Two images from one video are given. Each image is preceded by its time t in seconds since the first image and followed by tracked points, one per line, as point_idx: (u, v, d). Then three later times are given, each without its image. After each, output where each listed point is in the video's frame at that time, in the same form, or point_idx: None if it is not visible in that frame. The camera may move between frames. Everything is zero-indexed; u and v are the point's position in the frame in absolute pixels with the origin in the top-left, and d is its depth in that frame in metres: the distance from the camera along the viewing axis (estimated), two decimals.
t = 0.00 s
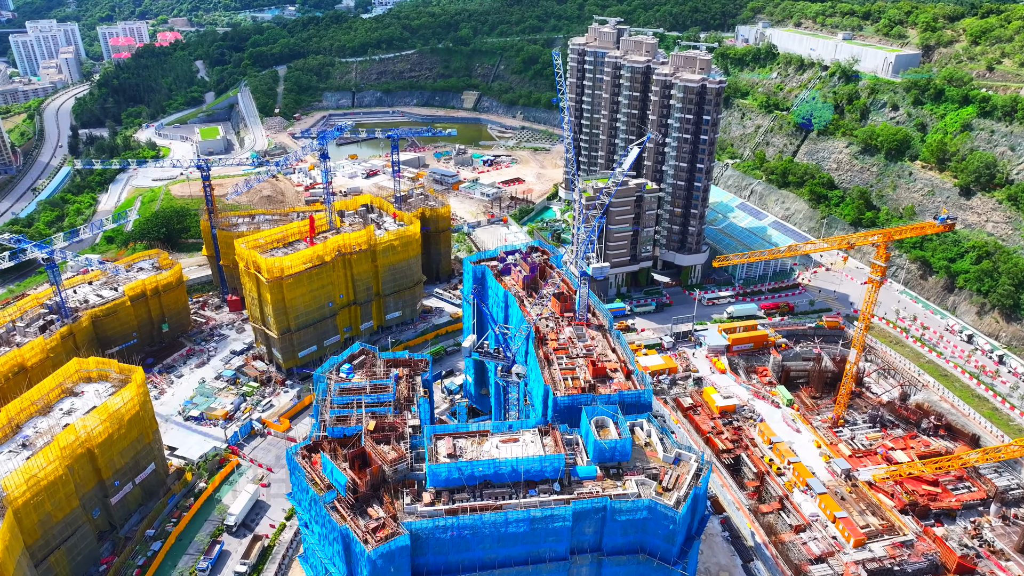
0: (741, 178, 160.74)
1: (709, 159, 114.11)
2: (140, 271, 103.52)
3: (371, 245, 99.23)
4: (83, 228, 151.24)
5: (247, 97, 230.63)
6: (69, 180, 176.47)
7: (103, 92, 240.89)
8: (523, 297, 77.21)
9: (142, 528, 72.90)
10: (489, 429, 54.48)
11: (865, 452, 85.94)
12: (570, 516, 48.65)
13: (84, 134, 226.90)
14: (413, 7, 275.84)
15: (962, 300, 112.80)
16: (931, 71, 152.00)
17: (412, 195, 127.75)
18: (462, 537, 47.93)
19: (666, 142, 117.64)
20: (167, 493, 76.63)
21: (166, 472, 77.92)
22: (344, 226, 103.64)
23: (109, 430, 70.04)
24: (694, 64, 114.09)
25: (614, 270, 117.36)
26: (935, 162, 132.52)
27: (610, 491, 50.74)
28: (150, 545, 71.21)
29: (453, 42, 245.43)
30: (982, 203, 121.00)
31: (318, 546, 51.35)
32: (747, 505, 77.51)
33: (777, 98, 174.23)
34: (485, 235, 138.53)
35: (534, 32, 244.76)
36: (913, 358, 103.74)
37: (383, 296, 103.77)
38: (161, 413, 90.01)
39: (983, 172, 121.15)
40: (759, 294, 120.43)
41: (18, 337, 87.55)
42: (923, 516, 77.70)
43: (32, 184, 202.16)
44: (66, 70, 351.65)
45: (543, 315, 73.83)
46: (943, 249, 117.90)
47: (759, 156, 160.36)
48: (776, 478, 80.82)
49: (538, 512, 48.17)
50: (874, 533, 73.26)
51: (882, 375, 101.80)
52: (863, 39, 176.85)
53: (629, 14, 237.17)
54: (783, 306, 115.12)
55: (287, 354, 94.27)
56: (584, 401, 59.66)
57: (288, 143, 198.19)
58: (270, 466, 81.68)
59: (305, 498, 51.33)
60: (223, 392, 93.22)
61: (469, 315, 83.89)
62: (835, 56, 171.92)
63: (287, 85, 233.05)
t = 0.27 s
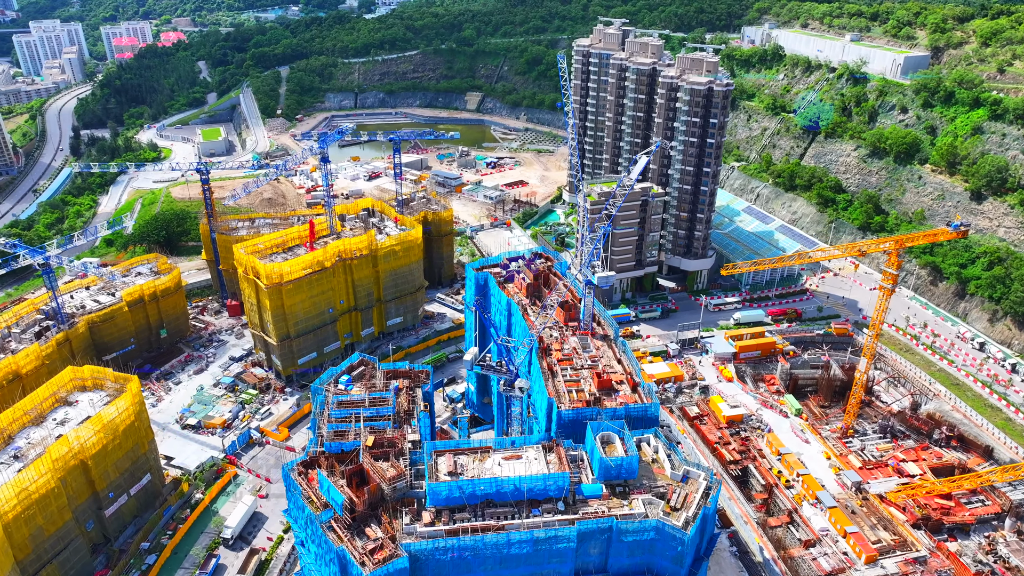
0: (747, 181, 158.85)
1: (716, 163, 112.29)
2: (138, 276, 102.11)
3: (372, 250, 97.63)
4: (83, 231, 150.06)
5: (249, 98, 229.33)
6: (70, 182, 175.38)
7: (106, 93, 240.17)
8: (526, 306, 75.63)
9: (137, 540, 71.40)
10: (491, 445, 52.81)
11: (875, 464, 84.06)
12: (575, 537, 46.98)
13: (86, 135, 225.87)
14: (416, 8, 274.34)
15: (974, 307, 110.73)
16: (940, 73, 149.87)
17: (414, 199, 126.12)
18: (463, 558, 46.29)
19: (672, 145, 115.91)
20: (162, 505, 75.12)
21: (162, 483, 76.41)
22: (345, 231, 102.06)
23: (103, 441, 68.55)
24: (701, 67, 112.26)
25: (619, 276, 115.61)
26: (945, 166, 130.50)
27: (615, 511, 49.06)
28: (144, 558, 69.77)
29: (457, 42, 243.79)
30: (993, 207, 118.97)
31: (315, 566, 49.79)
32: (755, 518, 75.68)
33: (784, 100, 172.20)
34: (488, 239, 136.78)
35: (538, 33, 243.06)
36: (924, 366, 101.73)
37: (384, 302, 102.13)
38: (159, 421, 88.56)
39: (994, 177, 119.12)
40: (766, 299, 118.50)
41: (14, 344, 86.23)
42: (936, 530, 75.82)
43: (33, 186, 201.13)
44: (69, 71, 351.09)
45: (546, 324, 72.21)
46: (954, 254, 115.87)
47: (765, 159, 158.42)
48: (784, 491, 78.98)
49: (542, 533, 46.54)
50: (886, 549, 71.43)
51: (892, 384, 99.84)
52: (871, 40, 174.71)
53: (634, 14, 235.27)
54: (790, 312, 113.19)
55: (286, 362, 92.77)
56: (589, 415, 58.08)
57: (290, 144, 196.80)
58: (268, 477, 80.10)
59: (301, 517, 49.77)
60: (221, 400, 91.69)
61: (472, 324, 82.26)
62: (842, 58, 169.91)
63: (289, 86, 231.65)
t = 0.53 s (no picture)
0: (754, 184, 156.93)
1: (723, 167, 110.43)
2: (136, 281, 100.70)
3: (373, 255, 96.04)
4: (82, 233, 148.86)
5: (251, 99, 227.90)
6: (70, 183, 174.15)
7: (108, 93, 239.63)
8: (530, 315, 73.92)
9: (132, 553, 69.87)
10: (492, 462, 51.12)
11: (886, 475, 82.21)
12: (579, 560, 45.32)
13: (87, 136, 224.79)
14: (419, 8, 272.88)
15: (985, 314, 108.65)
16: (950, 75, 147.82)
17: (416, 202, 124.41)
18: None
19: (678, 149, 114.16)
20: (158, 517, 73.64)
21: (158, 494, 74.88)
22: (346, 235, 100.50)
23: (97, 452, 67.09)
24: (708, 69, 110.48)
25: (624, 281, 113.83)
26: (955, 170, 128.48)
27: (622, 532, 47.32)
28: (139, 572, 68.34)
29: (460, 43, 242.18)
30: (1005, 212, 117.03)
31: None
32: (763, 532, 73.83)
33: (790, 102, 170.27)
34: (492, 243, 135.10)
35: (542, 33, 241.43)
36: (935, 375, 99.74)
37: (385, 308, 100.49)
38: (156, 429, 87.17)
39: (1006, 181, 117.08)
40: (773, 305, 116.67)
41: (9, 351, 84.90)
42: (949, 546, 73.95)
43: (33, 187, 199.99)
44: (72, 71, 350.24)
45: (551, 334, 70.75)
46: (965, 260, 113.80)
47: (772, 162, 156.53)
48: (793, 504, 77.18)
49: (545, 556, 44.89)
50: (898, 565, 69.64)
51: (902, 394, 97.83)
52: (879, 41, 172.64)
53: (639, 15, 233.50)
54: (798, 318, 111.39)
55: (285, 369, 91.33)
56: (593, 429, 56.43)
57: (291, 146, 195.46)
58: (266, 488, 78.50)
59: (296, 536, 48.30)
60: (220, 408, 90.20)
61: (474, 333, 80.58)
62: (850, 59, 167.93)
63: (291, 86, 230.22)
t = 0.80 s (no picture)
0: (760, 188, 155.03)
1: (730, 172, 108.63)
2: (134, 287, 99.36)
3: (374, 261, 94.43)
4: (82, 236, 147.57)
5: (253, 100, 226.65)
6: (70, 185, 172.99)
7: (110, 94, 238.70)
8: (533, 324, 72.13)
9: (126, 567, 68.35)
10: (494, 481, 49.43)
11: (898, 488, 80.26)
12: None
13: (89, 137, 223.85)
14: (422, 8, 271.43)
15: (997, 322, 106.53)
16: (960, 77, 145.79)
17: (418, 205, 122.81)
18: None
19: (684, 153, 112.36)
20: (153, 529, 72.11)
21: (153, 506, 73.34)
22: (347, 241, 98.93)
23: (90, 464, 65.53)
24: (714, 72, 108.75)
25: (629, 287, 112.04)
26: (966, 174, 126.44)
27: (628, 555, 45.57)
28: None
29: (463, 44, 240.53)
30: (1017, 218, 114.96)
31: None
32: (772, 547, 71.92)
33: (797, 104, 168.32)
34: (495, 247, 133.42)
35: (546, 34, 239.76)
36: (946, 384, 97.70)
37: (386, 314, 98.89)
38: (153, 438, 85.73)
39: (1019, 185, 115.00)
40: (781, 312, 114.84)
41: (4, 359, 83.53)
42: (964, 563, 71.96)
43: (34, 189, 198.92)
44: (75, 71, 349.51)
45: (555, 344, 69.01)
46: (976, 266, 111.71)
47: (779, 165, 154.54)
48: (803, 518, 75.27)
49: None
50: None
51: (913, 403, 95.84)
52: (887, 43, 170.54)
53: (644, 16, 231.68)
54: (806, 325, 109.58)
55: (285, 377, 89.76)
56: (599, 445, 54.66)
57: (293, 148, 194.12)
58: (264, 499, 76.88)
59: (291, 558, 46.73)
60: (218, 416, 88.70)
61: (476, 342, 78.82)
62: (858, 61, 165.96)
63: (293, 87, 228.90)
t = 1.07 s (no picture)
0: (767, 191, 153.02)
1: (737, 176, 106.71)
2: (132, 292, 97.92)
3: (375, 267, 92.79)
4: (82, 239, 146.27)
5: (255, 101, 225.33)
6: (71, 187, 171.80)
7: (112, 95, 237.87)
8: (537, 334, 70.44)
9: None
10: (496, 501, 47.74)
11: (910, 502, 78.37)
12: None
13: (90, 138, 222.77)
14: (426, 9, 269.92)
15: (1010, 329, 104.34)
16: (970, 79, 143.70)
17: (420, 209, 121.16)
18: None
19: (691, 157, 110.51)
20: (147, 542, 70.60)
21: (148, 518, 71.81)
22: (347, 246, 97.39)
23: (83, 477, 64.02)
24: (721, 75, 106.83)
25: (634, 293, 110.20)
26: (977, 178, 124.31)
27: None
28: None
29: (467, 45, 238.87)
30: None
31: None
32: (782, 563, 70.11)
33: (804, 107, 166.30)
34: (498, 252, 131.72)
35: (550, 35, 238.03)
36: (958, 394, 95.70)
37: (387, 321, 97.27)
38: (149, 447, 84.23)
39: None
40: (788, 318, 112.94)
41: None
42: None
43: (35, 190, 197.82)
44: (78, 72, 348.81)
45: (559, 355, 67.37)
46: (988, 272, 109.53)
47: (786, 168, 152.51)
48: (813, 533, 73.40)
49: None
50: None
51: (924, 414, 93.85)
52: (896, 44, 168.41)
53: (649, 17, 229.89)
54: (815, 333, 107.64)
55: (284, 385, 88.22)
56: (604, 462, 53.08)
57: (295, 150, 192.73)
58: (261, 512, 75.28)
59: None
60: (215, 425, 87.11)
61: (479, 351, 77.19)
62: (866, 64, 163.89)
63: (296, 89, 227.53)
